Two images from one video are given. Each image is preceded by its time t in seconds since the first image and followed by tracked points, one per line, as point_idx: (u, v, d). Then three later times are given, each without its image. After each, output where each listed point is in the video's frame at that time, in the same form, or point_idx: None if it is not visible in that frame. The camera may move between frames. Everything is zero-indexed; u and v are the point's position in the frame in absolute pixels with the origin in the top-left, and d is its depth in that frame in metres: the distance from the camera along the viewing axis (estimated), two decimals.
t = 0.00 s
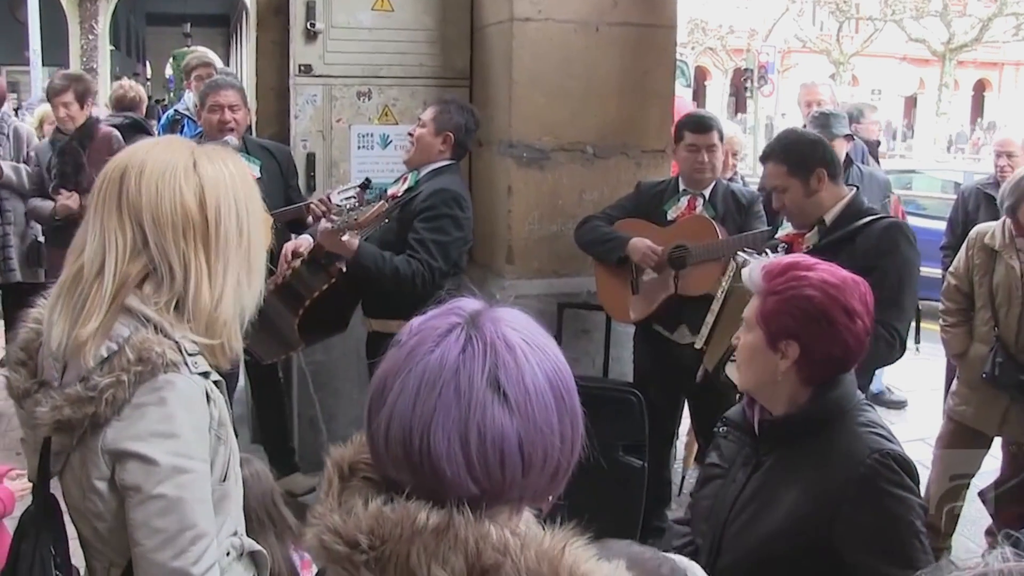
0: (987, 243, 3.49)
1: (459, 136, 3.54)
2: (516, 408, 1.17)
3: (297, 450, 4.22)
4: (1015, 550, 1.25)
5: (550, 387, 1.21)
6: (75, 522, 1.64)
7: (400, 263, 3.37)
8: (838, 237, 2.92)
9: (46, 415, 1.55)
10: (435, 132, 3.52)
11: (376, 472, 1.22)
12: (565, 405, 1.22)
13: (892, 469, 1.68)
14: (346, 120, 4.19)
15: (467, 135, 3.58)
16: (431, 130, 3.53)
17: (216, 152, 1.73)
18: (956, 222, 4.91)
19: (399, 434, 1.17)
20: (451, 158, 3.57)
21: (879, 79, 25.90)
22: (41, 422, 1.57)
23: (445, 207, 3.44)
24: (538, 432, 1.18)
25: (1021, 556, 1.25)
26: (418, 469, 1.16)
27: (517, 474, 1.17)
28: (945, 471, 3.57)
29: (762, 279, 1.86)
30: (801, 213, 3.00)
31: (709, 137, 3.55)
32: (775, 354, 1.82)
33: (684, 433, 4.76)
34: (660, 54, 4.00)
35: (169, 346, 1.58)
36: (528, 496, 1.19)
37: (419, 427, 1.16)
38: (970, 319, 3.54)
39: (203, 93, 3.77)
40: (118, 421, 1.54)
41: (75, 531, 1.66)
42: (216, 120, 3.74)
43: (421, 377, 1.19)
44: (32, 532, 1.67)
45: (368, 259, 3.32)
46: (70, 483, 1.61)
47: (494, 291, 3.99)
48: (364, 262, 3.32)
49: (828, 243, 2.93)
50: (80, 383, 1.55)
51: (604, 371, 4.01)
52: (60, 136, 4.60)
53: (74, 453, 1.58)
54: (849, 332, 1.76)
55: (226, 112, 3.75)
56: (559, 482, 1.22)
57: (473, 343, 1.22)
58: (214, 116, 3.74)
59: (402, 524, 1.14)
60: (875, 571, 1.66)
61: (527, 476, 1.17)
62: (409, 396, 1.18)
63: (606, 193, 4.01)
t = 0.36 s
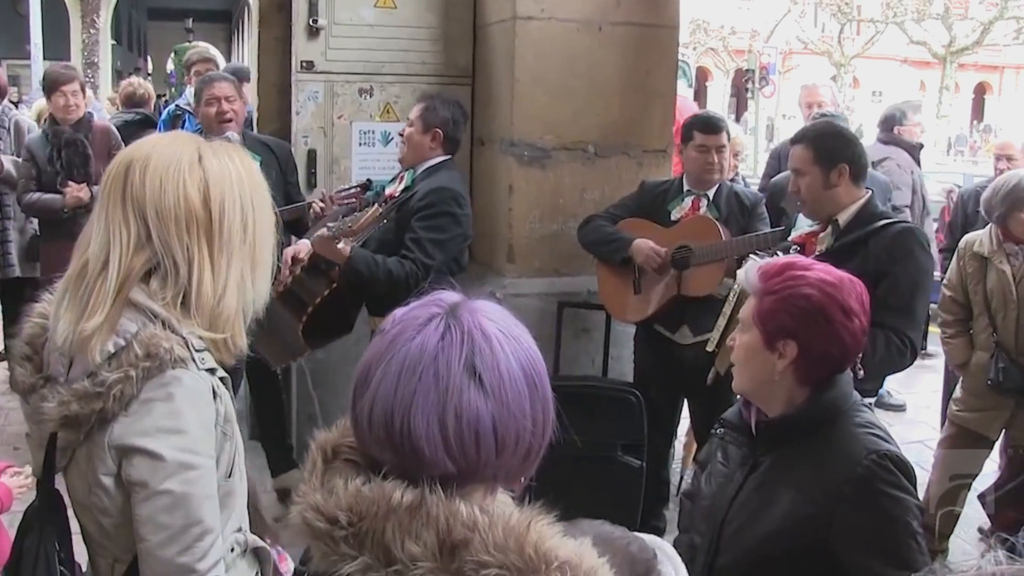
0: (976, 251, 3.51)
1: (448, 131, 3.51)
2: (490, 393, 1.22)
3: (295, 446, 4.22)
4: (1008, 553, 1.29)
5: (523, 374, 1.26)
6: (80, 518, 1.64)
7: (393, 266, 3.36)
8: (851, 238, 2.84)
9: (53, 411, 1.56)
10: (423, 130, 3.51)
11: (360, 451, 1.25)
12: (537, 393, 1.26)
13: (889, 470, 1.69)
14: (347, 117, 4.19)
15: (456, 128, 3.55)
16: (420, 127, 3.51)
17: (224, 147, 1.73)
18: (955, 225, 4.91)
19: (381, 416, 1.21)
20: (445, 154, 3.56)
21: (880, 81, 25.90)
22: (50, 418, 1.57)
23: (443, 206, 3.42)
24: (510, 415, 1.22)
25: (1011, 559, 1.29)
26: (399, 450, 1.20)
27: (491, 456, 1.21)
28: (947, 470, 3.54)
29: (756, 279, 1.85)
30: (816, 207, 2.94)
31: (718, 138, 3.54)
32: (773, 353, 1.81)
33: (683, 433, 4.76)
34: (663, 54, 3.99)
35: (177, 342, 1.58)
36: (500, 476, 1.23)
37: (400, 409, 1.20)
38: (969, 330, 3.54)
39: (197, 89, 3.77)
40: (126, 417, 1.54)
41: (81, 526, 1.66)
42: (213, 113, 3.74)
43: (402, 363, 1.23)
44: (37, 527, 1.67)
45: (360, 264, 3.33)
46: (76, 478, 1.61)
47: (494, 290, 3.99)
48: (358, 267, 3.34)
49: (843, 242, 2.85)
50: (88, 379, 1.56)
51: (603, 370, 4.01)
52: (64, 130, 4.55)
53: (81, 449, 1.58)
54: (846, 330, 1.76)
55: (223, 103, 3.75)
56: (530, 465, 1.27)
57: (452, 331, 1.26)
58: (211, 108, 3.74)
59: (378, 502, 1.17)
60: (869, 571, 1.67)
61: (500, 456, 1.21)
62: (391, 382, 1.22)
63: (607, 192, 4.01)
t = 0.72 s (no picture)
0: (968, 253, 3.53)
1: (416, 132, 3.47)
2: (479, 372, 1.24)
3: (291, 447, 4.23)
4: (1003, 559, 1.31)
5: (510, 354, 1.28)
6: (87, 520, 1.64)
7: (382, 277, 3.35)
8: (854, 243, 2.83)
9: (65, 414, 1.55)
10: (390, 137, 3.48)
11: (352, 434, 1.27)
12: (523, 374, 1.29)
13: (882, 470, 1.69)
14: (343, 118, 4.19)
15: (424, 127, 3.50)
16: (388, 136, 3.48)
17: (233, 147, 1.73)
18: (950, 227, 4.92)
19: (373, 396, 1.24)
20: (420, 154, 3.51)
21: (875, 83, 25.91)
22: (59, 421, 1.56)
23: (422, 210, 3.38)
24: (499, 394, 1.25)
25: (1008, 565, 1.31)
26: (391, 428, 1.22)
27: (479, 434, 1.23)
28: (944, 471, 3.50)
29: (750, 281, 1.86)
30: (824, 199, 2.92)
31: (714, 140, 3.53)
32: (766, 356, 1.81)
33: (677, 434, 4.76)
34: (658, 55, 4.00)
35: (191, 342, 1.59)
36: (489, 454, 1.25)
37: (391, 389, 1.23)
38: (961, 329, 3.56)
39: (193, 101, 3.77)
40: (142, 419, 1.54)
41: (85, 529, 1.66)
42: (210, 128, 3.73)
43: (394, 345, 1.26)
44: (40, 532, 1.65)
45: (349, 283, 3.37)
46: (85, 481, 1.61)
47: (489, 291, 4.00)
48: (348, 287, 3.38)
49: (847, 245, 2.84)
50: (103, 380, 1.55)
51: (599, 372, 4.02)
52: (72, 127, 4.59)
53: (92, 451, 1.58)
54: (839, 331, 1.76)
55: (220, 118, 3.74)
56: (517, 445, 1.29)
57: (442, 313, 1.29)
58: (208, 124, 3.74)
59: (374, 480, 1.20)
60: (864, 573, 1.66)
61: (488, 433, 1.24)
62: (382, 363, 1.25)
63: (602, 194, 4.00)
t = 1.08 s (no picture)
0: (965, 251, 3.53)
1: (408, 135, 3.46)
2: (476, 367, 1.25)
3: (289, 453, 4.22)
4: (997, 557, 1.30)
5: (507, 354, 1.28)
6: (99, 530, 1.63)
7: (371, 277, 3.36)
8: (855, 243, 2.83)
9: (88, 429, 1.53)
10: (383, 139, 3.48)
11: (348, 429, 1.27)
12: (518, 375, 1.29)
13: (878, 470, 1.69)
14: (337, 122, 4.19)
15: (417, 129, 3.49)
16: (382, 137, 3.49)
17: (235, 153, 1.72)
18: (947, 225, 4.92)
19: (369, 387, 1.24)
20: (414, 157, 3.52)
21: (869, 81, 25.92)
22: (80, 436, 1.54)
23: (408, 213, 3.37)
24: (493, 390, 1.25)
25: (1002, 563, 1.30)
26: (385, 420, 1.22)
27: (473, 428, 1.23)
28: (943, 471, 3.50)
29: (742, 281, 1.85)
30: (836, 199, 2.93)
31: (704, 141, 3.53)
32: (760, 356, 1.81)
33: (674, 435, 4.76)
34: (652, 55, 3.99)
35: (211, 350, 1.59)
36: (482, 450, 1.24)
37: (388, 380, 1.23)
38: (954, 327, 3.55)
39: (188, 98, 3.76)
40: (166, 429, 1.54)
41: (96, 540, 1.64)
42: (202, 125, 3.73)
43: (391, 338, 1.26)
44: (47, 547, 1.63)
45: (339, 281, 3.38)
46: (102, 493, 1.60)
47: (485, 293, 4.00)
48: (337, 284, 3.38)
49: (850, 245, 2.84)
50: (126, 393, 1.54)
51: (596, 373, 4.02)
52: (70, 135, 4.58)
53: (110, 463, 1.58)
54: (834, 330, 1.76)
55: (212, 115, 3.74)
56: (509, 445, 1.29)
57: (441, 310, 1.30)
58: (200, 120, 3.73)
59: (370, 471, 1.19)
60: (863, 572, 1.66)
61: (482, 428, 1.24)
62: (380, 356, 1.25)
63: (597, 196, 4.00)
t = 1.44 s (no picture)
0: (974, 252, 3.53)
1: (416, 138, 3.46)
2: (513, 384, 1.20)
3: (293, 453, 4.22)
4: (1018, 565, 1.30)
5: (544, 370, 1.23)
6: (109, 531, 1.62)
7: (372, 274, 3.35)
8: (865, 248, 2.82)
9: (105, 429, 1.52)
10: (391, 140, 3.49)
11: (371, 445, 1.22)
12: (555, 392, 1.24)
13: (890, 474, 1.69)
14: (342, 122, 4.18)
15: (426, 133, 3.48)
16: (389, 137, 3.49)
17: (249, 155, 1.72)
18: (951, 229, 4.91)
19: (397, 403, 1.18)
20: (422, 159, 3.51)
21: (874, 84, 25.92)
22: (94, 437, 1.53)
23: (411, 211, 3.38)
24: (530, 408, 1.20)
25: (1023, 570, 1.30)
26: (415, 438, 1.17)
27: (508, 448, 1.18)
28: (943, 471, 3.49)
29: (749, 285, 1.85)
30: (847, 203, 2.92)
31: (704, 141, 3.53)
32: (770, 361, 1.81)
33: (677, 438, 4.76)
34: (656, 57, 4.00)
35: (229, 351, 1.59)
36: (516, 472, 1.19)
37: (419, 396, 1.18)
38: (961, 327, 3.56)
39: (190, 96, 3.76)
40: (183, 431, 1.54)
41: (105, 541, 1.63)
42: (206, 122, 3.72)
43: (422, 350, 1.21)
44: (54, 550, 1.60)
45: (336, 275, 3.35)
46: (115, 494, 1.59)
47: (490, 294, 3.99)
48: (335, 278, 3.35)
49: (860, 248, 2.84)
50: (145, 394, 1.53)
51: (600, 375, 4.01)
52: (72, 133, 4.59)
53: (124, 463, 1.57)
54: (843, 333, 1.76)
55: (215, 111, 3.73)
56: (544, 467, 1.23)
57: (475, 322, 1.24)
58: (203, 117, 3.73)
59: (397, 491, 1.14)
60: None
61: (516, 449, 1.18)
62: (410, 369, 1.20)
63: (601, 197, 4.00)
